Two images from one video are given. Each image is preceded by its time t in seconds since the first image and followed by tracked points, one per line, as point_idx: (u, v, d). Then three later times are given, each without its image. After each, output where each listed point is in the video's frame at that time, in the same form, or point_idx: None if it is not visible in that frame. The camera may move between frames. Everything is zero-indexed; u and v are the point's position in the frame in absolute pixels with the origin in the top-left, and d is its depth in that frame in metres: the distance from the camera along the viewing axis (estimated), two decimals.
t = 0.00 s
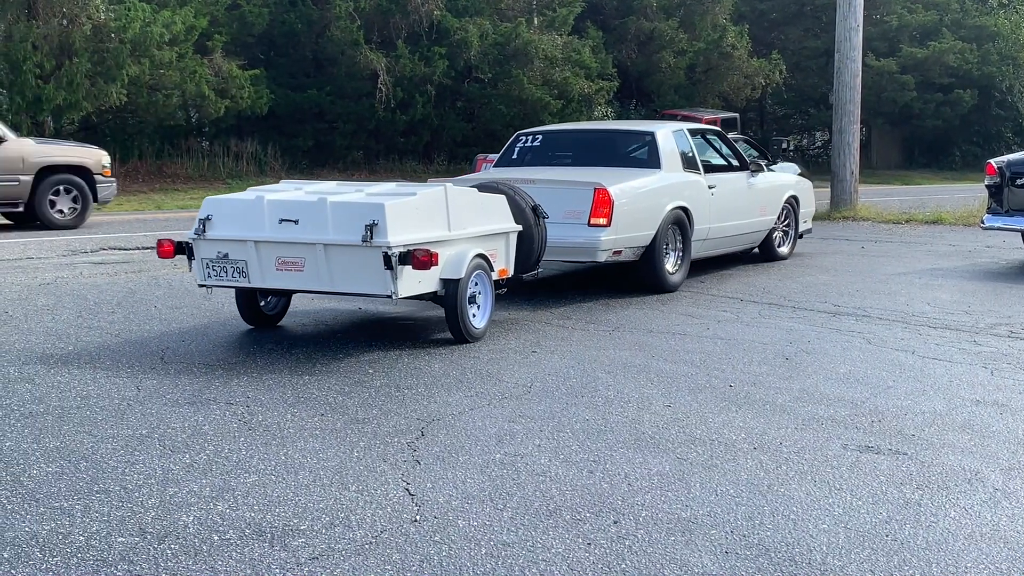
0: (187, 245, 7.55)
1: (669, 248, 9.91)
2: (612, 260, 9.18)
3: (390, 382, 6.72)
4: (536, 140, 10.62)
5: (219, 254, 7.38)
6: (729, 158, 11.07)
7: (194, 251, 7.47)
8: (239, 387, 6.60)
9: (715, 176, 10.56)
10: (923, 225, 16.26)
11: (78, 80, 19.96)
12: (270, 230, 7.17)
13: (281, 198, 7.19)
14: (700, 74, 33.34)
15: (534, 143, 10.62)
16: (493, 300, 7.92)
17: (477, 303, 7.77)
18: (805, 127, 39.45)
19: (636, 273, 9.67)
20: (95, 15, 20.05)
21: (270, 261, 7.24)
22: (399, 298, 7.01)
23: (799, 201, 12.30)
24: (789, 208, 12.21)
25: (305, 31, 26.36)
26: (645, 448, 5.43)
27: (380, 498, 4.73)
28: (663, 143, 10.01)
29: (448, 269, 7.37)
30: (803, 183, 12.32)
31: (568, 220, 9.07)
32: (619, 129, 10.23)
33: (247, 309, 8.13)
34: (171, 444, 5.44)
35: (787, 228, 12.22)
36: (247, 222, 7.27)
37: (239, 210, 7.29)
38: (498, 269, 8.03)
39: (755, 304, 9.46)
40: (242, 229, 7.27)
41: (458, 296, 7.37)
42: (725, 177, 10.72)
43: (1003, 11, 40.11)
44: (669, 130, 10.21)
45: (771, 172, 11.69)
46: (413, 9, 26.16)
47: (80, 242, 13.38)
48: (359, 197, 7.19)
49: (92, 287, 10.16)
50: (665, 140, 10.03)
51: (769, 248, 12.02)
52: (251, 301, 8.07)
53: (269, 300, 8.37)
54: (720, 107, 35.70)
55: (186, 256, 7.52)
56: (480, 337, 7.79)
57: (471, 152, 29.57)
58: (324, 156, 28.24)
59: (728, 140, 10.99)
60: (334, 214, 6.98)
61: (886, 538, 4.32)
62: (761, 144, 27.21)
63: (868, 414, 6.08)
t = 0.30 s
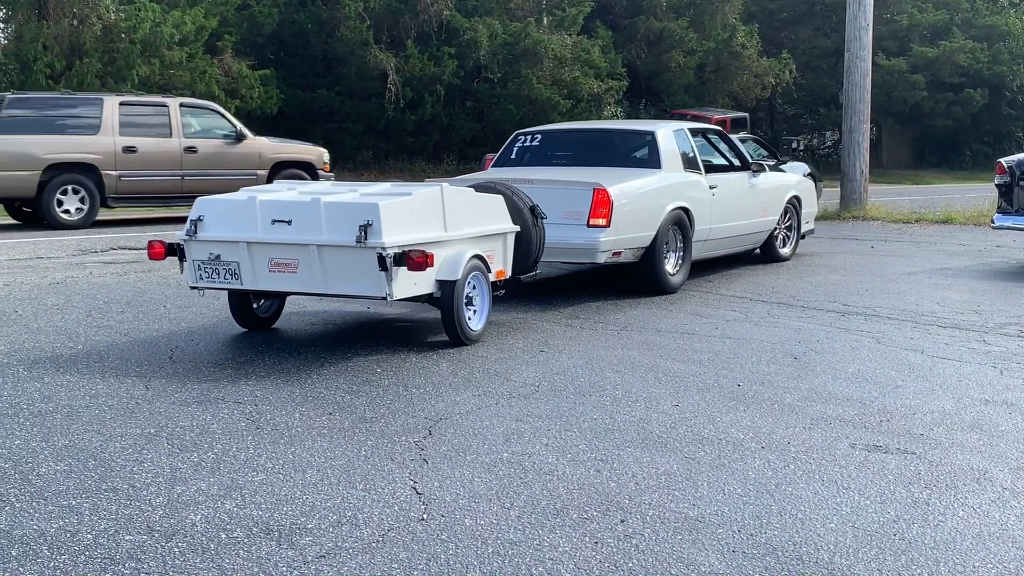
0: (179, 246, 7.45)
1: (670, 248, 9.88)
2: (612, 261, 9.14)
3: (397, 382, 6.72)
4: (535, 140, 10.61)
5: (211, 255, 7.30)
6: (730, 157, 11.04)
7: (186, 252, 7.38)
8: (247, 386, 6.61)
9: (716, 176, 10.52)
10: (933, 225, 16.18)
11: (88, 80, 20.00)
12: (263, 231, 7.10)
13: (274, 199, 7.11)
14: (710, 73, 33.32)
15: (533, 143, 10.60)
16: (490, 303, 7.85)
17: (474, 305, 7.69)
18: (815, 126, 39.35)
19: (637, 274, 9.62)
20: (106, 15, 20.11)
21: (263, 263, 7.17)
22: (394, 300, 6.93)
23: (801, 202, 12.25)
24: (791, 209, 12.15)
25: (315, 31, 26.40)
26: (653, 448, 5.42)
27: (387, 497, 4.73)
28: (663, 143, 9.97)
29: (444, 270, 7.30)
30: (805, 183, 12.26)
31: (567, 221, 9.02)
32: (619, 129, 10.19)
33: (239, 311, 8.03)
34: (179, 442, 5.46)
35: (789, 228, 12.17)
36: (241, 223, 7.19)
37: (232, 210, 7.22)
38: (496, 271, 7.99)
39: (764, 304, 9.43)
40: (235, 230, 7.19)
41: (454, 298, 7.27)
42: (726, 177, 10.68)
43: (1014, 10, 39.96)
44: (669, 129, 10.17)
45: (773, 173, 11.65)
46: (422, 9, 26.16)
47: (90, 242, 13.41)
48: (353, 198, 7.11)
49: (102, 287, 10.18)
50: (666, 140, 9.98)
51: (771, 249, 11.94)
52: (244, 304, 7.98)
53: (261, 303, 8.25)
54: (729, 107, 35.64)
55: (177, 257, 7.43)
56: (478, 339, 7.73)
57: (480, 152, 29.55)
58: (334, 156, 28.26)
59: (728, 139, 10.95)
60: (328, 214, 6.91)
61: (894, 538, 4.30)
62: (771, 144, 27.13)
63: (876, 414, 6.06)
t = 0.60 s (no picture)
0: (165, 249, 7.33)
1: (667, 251, 9.82)
2: (609, 263, 9.09)
3: (401, 382, 6.71)
4: (531, 140, 10.60)
5: (197, 258, 7.18)
6: (728, 158, 10.99)
7: (173, 255, 7.26)
8: (251, 386, 6.61)
9: (714, 177, 10.46)
10: (940, 225, 16.14)
11: (95, 80, 20.01)
12: (251, 233, 6.99)
13: (263, 201, 7.01)
14: (717, 73, 33.28)
15: (529, 143, 10.59)
16: (484, 306, 7.76)
17: (467, 308, 7.60)
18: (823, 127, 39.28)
19: (634, 276, 9.55)
20: (113, 15, 20.16)
21: (251, 266, 7.06)
22: (384, 304, 6.84)
23: (801, 203, 12.14)
24: (790, 211, 12.04)
25: (322, 31, 26.42)
26: (657, 448, 5.41)
27: (392, 498, 4.73)
28: (660, 143, 9.92)
29: (437, 273, 7.19)
30: (804, 183, 12.16)
31: (563, 222, 8.98)
32: (616, 128, 10.14)
33: (229, 316, 7.87)
34: (184, 442, 5.47)
35: (788, 230, 12.06)
36: (228, 226, 7.08)
37: (219, 212, 7.11)
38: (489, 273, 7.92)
39: (770, 304, 9.42)
40: (222, 233, 7.08)
41: (446, 300, 7.18)
42: (724, 178, 10.63)
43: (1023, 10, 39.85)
44: (666, 129, 10.12)
45: (772, 174, 11.59)
46: (429, 9, 26.14)
47: (98, 241, 13.44)
48: (343, 199, 7.02)
49: (108, 287, 10.19)
50: (663, 140, 9.94)
51: (769, 250, 11.82)
52: (233, 308, 7.82)
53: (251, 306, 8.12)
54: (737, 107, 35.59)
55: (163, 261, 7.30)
56: (473, 343, 7.65)
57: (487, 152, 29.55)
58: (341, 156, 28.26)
59: (725, 139, 10.91)
60: (317, 216, 6.82)
61: (898, 539, 4.29)
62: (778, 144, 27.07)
63: (881, 414, 6.04)
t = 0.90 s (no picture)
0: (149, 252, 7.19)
1: (663, 252, 9.72)
2: (603, 265, 8.99)
3: (404, 382, 6.71)
4: (525, 140, 10.53)
5: (182, 261, 7.06)
6: (724, 159, 10.92)
7: (157, 258, 7.14)
8: (255, 386, 6.62)
9: (709, 178, 10.39)
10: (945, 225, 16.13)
11: (101, 80, 20.08)
12: (237, 236, 6.87)
13: (248, 202, 6.89)
14: (722, 74, 33.27)
15: (522, 143, 10.52)
16: (474, 310, 7.64)
17: (457, 312, 7.47)
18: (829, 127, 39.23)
19: (629, 277, 9.43)
20: (119, 16, 20.17)
21: (237, 269, 6.95)
22: (372, 308, 6.71)
23: (797, 204, 12.02)
24: (786, 212, 11.94)
25: (327, 32, 26.43)
26: (660, 448, 5.41)
27: (394, 497, 4.73)
28: (656, 143, 9.83)
29: (427, 276, 7.07)
30: (800, 184, 12.07)
31: (557, 224, 8.88)
32: (610, 128, 10.06)
33: (215, 320, 7.74)
34: (186, 442, 5.48)
35: (784, 232, 11.96)
36: (213, 227, 6.95)
37: (204, 214, 6.98)
38: (481, 276, 7.78)
39: (774, 304, 9.41)
40: (207, 235, 6.95)
41: (436, 303, 7.06)
42: (719, 179, 10.55)
43: None
44: (662, 130, 10.04)
45: (768, 175, 11.52)
46: (435, 9, 26.13)
47: (104, 242, 13.48)
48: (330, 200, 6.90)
49: (113, 286, 10.21)
50: (658, 140, 9.85)
51: (765, 253, 11.74)
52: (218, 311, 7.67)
53: (238, 310, 7.99)
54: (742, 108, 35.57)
55: (147, 263, 7.17)
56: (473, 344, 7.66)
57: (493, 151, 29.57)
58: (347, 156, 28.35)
59: (722, 140, 10.85)
60: (304, 218, 6.71)
61: (900, 540, 4.28)
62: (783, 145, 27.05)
63: (884, 415, 6.03)
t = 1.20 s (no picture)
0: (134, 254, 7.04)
1: (659, 253, 9.63)
2: (599, 266, 8.89)
3: (410, 380, 6.72)
4: (519, 140, 10.37)
5: (167, 263, 6.90)
6: (721, 158, 10.82)
7: (143, 260, 6.98)
8: (261, 384, 6.63)
9: (706, 178, 10.28)
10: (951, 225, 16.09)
11: (106, 80, 20.08)
12: (223, 237, 6.70)
13: (234, 202, 6.73)
14: (727, 73, 33.25)
15: (516, 143, 10.37)
16: (468, 311, 7.49)
17: (449, 314, 7.34)
18: (833, 127, 39.21)
19: (625, 278, 9.37)
20: (124, 16, 20.17)
21: (223, 271, 6.78)
22: (362, 310, 6.57)
23: (793, 205, 11.88)
24: (782, 213, 11.80)
25: (332, 32, 26.46)
26: (665, 447, 5.41)
27: (400, 495, 4.74)
28: (652, 143, 9.71)
29: (418, 278, 6.93)
30: (796, 184, 11.92)
31: (552, 224, 8.77)
32: (604, 127, 9.94)
33: (203, 323, 7.61)
34: (193, 440, 5.49)
35: (780, 233, 11.84)
36: (198, 229, 6.79)
37: (190, 215, 6.81)
38: (473, 277, 7.64)
39: (779, 304, 9.40)
40: (192, 237, 6.79)
41: (428, 306, 6.93)
42: (716, 179, 10.45)
43: None
44: (658, 129, 9.92)
45: (766, 175, 11.42)
46: (439, 9, 26.15)
47: (110, 241, 13.50)
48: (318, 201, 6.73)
49: (119, 285, 10.24)
50: (654, 139, 9.73)
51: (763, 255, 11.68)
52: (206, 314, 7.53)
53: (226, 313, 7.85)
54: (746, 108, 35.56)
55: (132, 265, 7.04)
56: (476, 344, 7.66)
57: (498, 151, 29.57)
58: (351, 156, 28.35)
59: (720, 140, 10.76)
60: (291, 218, 6.54)
61: (905, 538, 4.28)
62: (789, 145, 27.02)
63: (889, 413, 6.04)
